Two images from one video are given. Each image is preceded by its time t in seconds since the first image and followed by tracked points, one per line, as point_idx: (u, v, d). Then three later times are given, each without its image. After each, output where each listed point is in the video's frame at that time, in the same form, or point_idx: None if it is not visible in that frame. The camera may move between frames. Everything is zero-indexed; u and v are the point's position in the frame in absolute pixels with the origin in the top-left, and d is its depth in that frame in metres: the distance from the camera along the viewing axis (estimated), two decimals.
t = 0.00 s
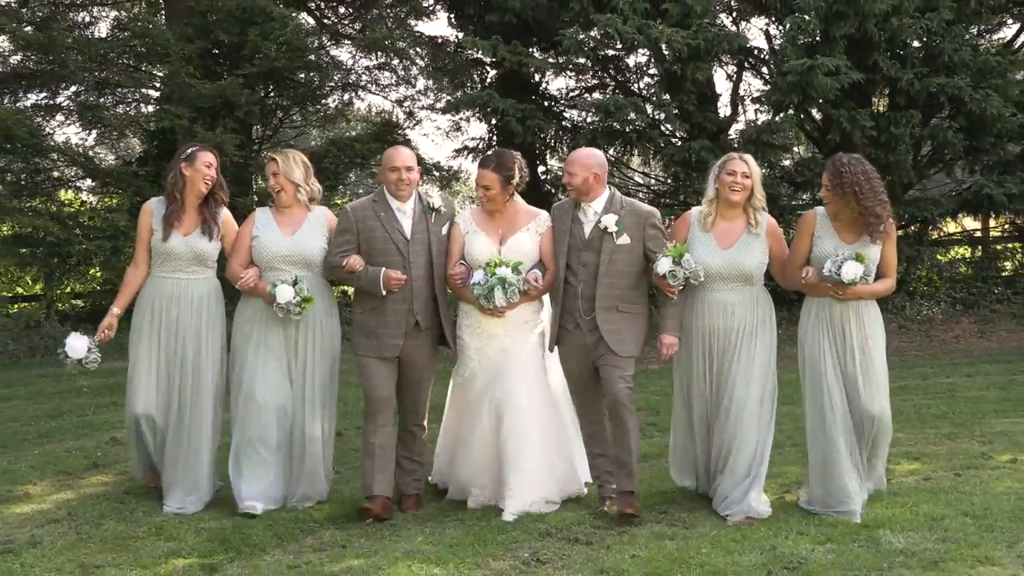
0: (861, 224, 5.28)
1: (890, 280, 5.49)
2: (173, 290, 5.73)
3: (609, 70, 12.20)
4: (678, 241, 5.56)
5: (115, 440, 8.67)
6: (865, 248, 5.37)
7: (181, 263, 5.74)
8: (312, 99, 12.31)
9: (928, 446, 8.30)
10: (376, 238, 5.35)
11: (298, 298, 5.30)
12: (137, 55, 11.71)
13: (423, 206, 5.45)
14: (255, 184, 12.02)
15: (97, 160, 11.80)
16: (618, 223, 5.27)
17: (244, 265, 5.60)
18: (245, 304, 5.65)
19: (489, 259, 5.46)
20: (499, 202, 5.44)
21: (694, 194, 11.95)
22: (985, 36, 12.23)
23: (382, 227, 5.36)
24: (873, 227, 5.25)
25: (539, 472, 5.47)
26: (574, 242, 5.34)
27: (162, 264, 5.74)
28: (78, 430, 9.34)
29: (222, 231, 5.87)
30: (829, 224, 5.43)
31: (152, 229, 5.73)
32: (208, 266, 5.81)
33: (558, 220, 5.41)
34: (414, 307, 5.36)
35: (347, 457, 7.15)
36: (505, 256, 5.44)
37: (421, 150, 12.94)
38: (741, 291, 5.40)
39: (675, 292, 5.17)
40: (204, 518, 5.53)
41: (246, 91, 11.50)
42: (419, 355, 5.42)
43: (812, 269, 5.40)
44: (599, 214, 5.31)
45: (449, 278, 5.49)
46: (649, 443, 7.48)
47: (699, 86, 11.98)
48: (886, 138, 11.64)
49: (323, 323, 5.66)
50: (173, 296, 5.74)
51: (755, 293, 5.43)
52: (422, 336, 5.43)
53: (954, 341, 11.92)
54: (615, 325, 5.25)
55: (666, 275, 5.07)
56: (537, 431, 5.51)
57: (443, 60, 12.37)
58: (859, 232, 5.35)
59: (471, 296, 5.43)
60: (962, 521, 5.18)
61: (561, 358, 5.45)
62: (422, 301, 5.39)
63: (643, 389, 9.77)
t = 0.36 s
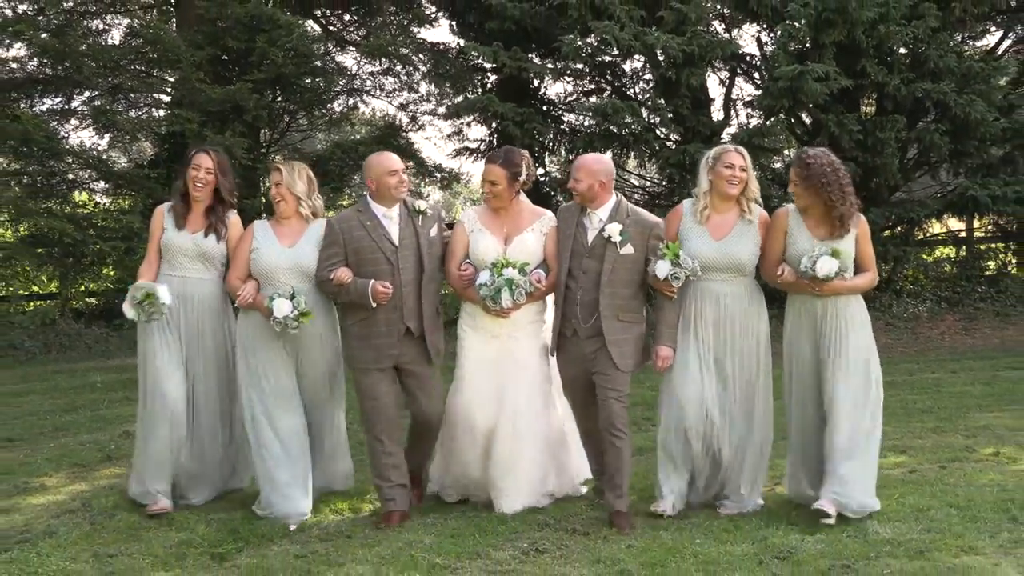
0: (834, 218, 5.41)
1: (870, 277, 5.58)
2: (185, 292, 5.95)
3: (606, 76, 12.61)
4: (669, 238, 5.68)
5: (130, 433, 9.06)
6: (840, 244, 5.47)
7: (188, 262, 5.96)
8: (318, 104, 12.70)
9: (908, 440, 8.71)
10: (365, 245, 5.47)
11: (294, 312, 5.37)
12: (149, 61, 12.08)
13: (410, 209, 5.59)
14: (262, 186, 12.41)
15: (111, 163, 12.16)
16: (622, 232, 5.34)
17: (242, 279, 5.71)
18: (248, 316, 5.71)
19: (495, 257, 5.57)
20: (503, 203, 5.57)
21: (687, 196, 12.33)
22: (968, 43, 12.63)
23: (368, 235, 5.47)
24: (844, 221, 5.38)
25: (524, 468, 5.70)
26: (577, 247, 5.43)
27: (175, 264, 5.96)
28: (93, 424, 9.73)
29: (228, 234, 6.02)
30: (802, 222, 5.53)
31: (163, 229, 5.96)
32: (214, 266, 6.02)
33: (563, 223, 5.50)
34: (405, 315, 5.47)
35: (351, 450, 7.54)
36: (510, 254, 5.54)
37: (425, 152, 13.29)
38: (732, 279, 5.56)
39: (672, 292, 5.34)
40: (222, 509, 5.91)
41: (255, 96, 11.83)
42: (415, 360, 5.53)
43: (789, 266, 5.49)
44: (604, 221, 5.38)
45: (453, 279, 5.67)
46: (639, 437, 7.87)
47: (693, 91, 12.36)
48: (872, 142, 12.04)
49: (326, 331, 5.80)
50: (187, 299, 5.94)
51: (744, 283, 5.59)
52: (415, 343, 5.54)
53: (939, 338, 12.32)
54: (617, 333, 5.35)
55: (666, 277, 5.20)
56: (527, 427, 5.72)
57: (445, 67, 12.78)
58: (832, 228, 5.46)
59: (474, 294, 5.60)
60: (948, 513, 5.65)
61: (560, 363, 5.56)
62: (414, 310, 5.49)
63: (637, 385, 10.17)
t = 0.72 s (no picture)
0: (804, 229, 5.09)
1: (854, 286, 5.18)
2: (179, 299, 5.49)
3: (603, 81, 12.98)
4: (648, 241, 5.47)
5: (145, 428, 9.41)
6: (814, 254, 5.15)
7: (184, 268, 5.50)
8: (323, 108, 13.06)
9: (891, 433, 9.12)
10: (361, 246, 5.23)
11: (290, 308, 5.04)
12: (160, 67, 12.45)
13: (408, 212, 5.35)
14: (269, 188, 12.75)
15: (123, 166, 12.56)
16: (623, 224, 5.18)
17: (237, 275, 5.29)
18: (243, 314, 5.41)
19: (490, 263, 5.33)
20: (501, 203, 5.34)
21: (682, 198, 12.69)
22: (954, 50, 13.02)
23: (365, 235, 5.23)
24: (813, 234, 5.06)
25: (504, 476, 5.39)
26: (577, 242, 5.26)
27: (171, 274, 5.52)
28: (105, 419, 10.10)
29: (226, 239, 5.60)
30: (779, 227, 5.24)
31: (156, 234, 5.53)
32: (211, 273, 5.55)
33: (561, 219, 5.33)
34: (399, 317, 5.24)
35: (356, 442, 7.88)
36: (506, 260, 5.32)
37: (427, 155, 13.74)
38: (714, 286, 5.29)
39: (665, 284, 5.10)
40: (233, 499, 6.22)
41: (261, 101, 12.10)
42: (406, 365, 5.27)
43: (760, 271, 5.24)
44: (602, 215, 5.21)
45: (445, 282, 5.39)
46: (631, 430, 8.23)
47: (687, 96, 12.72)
48: (860, 145, 12.42)
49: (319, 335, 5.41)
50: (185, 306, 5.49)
51: (722, 290, 5.33)
52: (412, 346, 5.30)
53: (926, 336, 12.70)
54: (619, 328, 5.20)
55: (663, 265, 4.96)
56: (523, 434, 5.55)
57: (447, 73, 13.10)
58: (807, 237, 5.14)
59: (470, 300, 5.32)
60: (932, 504, 5.89)
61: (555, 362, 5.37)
62: (411, 310, 5.28)
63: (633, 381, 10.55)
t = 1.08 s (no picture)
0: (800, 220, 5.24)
1: (839, 280, 5.47)
2: (164, 304, 5.42)
3: (599, 87, 13.39)
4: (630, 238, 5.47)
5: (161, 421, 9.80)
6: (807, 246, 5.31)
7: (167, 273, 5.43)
8: (329, 113, 13.41)
9: (877, 429, 9.54)
10: (361, 244, 5.23)
11: (248, 332, 4.99)
12: (170, 73, 12.83)
13: (410, 211, 5.39)
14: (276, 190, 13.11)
15: (134, 169, 12.96)
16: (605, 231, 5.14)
17: (224, 289, 5.36)
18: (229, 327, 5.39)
19: (478, 262, 5.35)
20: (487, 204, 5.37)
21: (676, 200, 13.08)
22: (940, 58, 13.43)
23: (366, 234, 5.24)
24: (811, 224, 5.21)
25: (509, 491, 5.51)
26: (557, 249, 5.22)
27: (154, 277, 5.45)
28: (119, 414, 10.49)
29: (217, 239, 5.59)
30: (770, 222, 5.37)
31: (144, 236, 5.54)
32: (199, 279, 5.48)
33: (541, 226, 5.31)
34: (406, 316, 5.25)
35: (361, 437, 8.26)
36: (494, 258, 5.33)
37: (429, 159, 14.03)
38: (698, 284, 5.30)
39: (653, 291, 5.12)
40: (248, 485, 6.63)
41: (268, 105, 12.44)
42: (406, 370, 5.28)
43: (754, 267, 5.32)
44: (582, 222, 5.18)
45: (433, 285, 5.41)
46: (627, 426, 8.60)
47: (682, 101, 13.12)
48: (850, 150, 12.82)
49: (308, 340, 5.36)
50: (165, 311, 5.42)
51: (705, 284, 5.33)
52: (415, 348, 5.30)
53: (913, 334, 13.11)
54: (602, 336, 5.15)
55: (652, 276, 4.99)
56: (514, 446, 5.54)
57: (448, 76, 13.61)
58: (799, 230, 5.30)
59: (460, 300, 5.34)
60: (919, 497, 6.28)
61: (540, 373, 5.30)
62: (415, 312, 5.29)
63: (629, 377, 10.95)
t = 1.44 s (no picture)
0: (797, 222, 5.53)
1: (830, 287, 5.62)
2: (145, 310, 5.36)
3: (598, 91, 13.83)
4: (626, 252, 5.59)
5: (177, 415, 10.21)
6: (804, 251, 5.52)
7: (147, 278, 5.36)
8: (335, 117, 13.73)
9: (865, 422, 9.95)
10: (350, 250, 5.16)
11: (252, 317, 4.95)
12: (182, 78, 13.18)
13: (393, 213, 5.39)
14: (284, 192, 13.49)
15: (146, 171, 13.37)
16: (596, 227, 5.23)
17: (213, 286, 5.33)
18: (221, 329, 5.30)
19: (470, 265, 5.32)
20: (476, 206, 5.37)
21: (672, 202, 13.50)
22: (927, 64, 13.84)
23: (353, 239, 5.18)
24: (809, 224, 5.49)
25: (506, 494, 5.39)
26: (547, 246, 5.29)
27: (136, 281, 5.37)
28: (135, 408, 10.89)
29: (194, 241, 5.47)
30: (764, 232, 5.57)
31: (116, 240, 5.38)
32: (180, 281, 5.46)
33: (533, 222, 5.38)
34: (396, 321, 5.23)
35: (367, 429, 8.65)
36: (486, 260, 5.31)
37: (432, 161, 14.54)
38: (681, 293, 5.42)
39: (637, 295, 5.14)
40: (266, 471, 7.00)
41: (277, 110, 12.81)
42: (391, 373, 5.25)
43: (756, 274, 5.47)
44: (576, 218, 5.26)
45: (427, 290, 5.41)
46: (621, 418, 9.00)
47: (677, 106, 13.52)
48: (841, 153, 13.22)
49: (301, 338, 5.28)
50: (146, 315, 5.36)
51: (692, 293, 5.45)
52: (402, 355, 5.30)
53: (902, 332, 13.52)
54: (590, 332, 5.20)
55: (636, 279, 4.99)
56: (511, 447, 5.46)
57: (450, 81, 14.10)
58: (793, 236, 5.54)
59: (452, 305, 5.33)
60: (906, 490, 6.64)
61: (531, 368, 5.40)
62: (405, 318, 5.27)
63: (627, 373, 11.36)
